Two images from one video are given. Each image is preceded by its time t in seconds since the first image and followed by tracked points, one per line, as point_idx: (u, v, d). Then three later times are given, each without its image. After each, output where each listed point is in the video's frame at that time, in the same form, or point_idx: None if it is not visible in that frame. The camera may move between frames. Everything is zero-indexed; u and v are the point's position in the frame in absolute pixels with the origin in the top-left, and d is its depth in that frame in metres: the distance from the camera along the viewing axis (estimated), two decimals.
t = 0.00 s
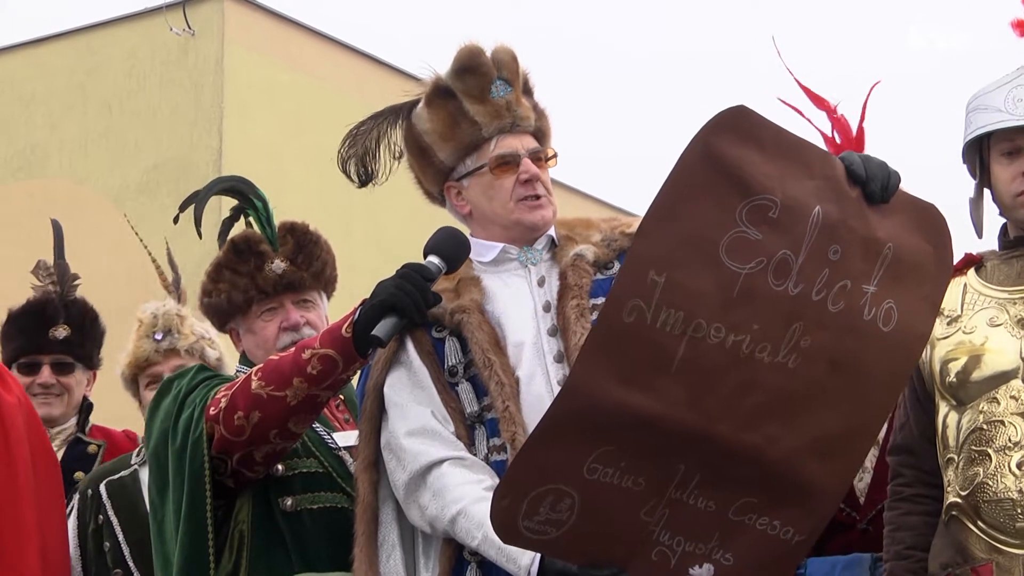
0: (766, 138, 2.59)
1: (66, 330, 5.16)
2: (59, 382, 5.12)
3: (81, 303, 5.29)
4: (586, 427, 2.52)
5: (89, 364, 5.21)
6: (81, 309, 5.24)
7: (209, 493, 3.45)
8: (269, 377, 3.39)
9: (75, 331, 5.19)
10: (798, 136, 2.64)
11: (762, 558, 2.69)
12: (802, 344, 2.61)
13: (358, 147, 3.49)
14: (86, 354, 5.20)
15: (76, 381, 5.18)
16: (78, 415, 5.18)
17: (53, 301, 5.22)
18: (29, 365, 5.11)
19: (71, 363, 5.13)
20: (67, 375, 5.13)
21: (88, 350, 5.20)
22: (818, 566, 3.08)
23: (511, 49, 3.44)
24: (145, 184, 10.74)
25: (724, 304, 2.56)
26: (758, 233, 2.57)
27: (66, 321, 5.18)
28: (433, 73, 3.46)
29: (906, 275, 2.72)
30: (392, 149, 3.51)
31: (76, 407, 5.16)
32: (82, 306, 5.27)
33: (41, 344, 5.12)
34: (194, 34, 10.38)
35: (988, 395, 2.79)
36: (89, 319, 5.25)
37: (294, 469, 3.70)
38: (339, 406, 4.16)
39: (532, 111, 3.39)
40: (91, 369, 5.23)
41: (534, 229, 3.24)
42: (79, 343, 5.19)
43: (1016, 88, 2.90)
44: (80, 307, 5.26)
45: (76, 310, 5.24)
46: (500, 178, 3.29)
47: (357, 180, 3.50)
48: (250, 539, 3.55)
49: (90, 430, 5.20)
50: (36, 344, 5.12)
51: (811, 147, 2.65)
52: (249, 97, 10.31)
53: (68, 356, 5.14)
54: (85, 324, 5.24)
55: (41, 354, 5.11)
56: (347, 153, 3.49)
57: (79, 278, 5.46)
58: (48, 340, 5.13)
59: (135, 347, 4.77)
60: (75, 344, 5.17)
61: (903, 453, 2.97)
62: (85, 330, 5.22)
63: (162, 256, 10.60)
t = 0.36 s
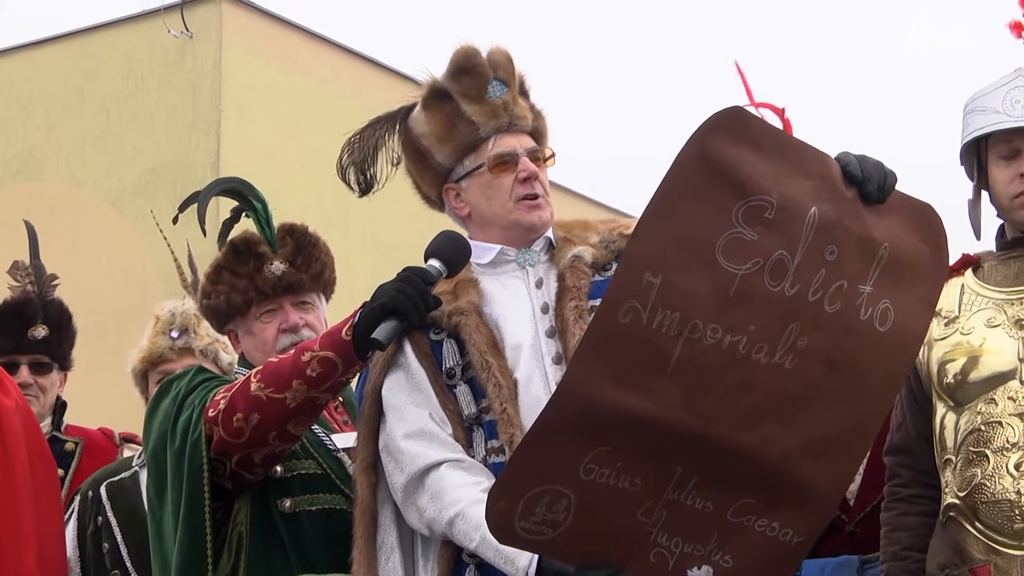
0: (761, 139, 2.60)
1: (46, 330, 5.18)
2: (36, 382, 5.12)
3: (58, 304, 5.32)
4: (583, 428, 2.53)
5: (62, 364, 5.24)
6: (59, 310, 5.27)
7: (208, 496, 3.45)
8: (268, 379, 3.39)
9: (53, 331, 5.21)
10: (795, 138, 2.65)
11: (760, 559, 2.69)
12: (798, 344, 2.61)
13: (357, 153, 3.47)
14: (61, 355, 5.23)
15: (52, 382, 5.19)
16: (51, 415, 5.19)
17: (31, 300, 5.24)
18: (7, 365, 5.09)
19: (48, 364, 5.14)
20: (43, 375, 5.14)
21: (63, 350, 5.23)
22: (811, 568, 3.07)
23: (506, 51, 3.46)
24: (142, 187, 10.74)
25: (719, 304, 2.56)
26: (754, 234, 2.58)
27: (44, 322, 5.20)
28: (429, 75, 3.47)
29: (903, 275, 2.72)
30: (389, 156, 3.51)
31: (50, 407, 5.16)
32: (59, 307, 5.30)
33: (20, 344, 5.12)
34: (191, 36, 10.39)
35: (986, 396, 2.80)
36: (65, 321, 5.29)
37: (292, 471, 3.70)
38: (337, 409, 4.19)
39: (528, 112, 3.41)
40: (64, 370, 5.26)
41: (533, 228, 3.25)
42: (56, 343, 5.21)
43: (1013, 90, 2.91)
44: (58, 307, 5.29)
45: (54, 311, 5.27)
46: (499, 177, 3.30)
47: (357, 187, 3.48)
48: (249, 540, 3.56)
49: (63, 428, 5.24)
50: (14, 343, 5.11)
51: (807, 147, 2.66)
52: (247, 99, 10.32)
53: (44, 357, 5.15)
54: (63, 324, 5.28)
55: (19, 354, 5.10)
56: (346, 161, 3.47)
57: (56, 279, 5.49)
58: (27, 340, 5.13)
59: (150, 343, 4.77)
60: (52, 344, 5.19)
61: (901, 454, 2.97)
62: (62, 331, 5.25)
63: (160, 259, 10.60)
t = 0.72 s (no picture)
0: (748, 132, 2.61)
1: (70, 338, 5.23)
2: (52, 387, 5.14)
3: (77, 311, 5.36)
4: (574, 425, 2.53)
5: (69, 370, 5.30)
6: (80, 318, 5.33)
7: (204, 500, 3.45)
8: (264, 382, 3.39)
9: (73, 339, 5.27)
10: (783, 132, 2.65)
11: (754, 554, 2.68)
12: (788, 337, 2.61)
13: (350, 172, 3.50)
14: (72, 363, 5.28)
15: (60, 389, 5.20)
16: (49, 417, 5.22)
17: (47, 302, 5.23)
18: (30, 365, 5.05)
19: (66, 369, 5.16)
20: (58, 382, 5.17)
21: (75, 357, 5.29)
22: (803, 571, 3.09)
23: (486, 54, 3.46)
24: (138, 189, 10.73)
25: (708, 299, 2.57)
26: (743, 228, 2.58)
27: (70, 329, 5.24)
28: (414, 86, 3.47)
29: (894, 267, 2.72)
30: (388, 172, 3.56)
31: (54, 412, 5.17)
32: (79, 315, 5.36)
33: (46, 347, 5.13)
34: (188, 38, 10.40)
35: (982, 397, 2.80)
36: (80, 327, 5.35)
37: (288, 474, 3.70)
38: (334, 410, 4.19)
39: (512, 111, 3.41)
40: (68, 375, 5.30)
41: (523, 226, 3.24)
42: (72, 350, 5.26)
43: (1010, 91, 2.91)
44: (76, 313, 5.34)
45: (77, 319, 5.32)
46: (486, 176, 3.30)
47: (351, 208, 3.51)
48: (246, 543, 3.56)
49: (57, 432, 5.31)
50: (43, 346, 5.11)
51: (796, 139, 2.66)
52: (244, 102, 10.32)
53: (62, 363, 5.17)
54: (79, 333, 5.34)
55: (44, 356, 5.09)
56: (340, 179, 3.50)
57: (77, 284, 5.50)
58: (52, 344, 5.14)
59: (155, 340, 4.75)
60: (70, 351, 5.24)
61: (894, 453, 2.97)
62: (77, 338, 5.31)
63: (155, 261, 10.58)
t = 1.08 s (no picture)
0: (741, 133, 2.61)
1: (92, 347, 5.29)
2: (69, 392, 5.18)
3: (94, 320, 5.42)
4: (570, 427, 2.53)
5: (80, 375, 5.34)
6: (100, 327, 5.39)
7: (202, 502, 3.45)
8: (262, 383, 3.39)
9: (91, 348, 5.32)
10: (777, 133, 2.65)
11: (750, 554, 2.69)
12: (784, 338, 2.61)
13: (349, 155, 3.48)
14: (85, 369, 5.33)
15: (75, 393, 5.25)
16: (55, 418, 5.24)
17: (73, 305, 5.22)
18: (59, 369, 5.05)
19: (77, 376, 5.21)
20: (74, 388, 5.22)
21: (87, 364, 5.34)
22: (803, 572, 3.09)
23: (492, 54, 3.44)
24: (136, 190, 10.73)
25: (704, 301, 2.57)
26: (737, 229, 2.58)
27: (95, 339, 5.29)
28: (415, 80, 3.47)
29: (889, 267, 2.72)
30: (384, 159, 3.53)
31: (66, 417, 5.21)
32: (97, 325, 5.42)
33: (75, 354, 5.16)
34: (185, 39, 10.40)
35: (980, 399, 2.80)
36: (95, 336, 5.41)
37: (286, 475, 3.69)
38: (332, 412, 4.18)
39: (514, 116, 3.39)
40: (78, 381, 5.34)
41: (516, 234, 3.25)
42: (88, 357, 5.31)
43: (1007, 92, 2.91)
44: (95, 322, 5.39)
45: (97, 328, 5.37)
46: (482, 184, 3.30)
47: (348, 189, 3.49)
48: (244, 544, 3.56)
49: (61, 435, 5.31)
50: (76, 353, 5.14)
51: (790, 140, 2.66)
52: (242, 103, 10.32)
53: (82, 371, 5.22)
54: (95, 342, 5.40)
55: (72, 361, 5.10)
56: (338, 161, 3.49)
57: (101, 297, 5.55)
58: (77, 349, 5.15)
59: (153, 342, 4.75)
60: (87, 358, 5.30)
61: (892, 455, 2.98)
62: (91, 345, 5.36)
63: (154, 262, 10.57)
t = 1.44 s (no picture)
0: (739, 131, 2.61)
1: (87, 337, 5.25)
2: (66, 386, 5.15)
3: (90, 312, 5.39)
4: (568, 425, 2.54)
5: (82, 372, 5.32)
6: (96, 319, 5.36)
7: (202, 500, 3.45)
8: (262, 381, 3.39)
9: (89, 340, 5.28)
10: (775, 131, 2.65)
11: (748, 551, 2.69)
12: (782, 336, 2.61)
13: (347, 157, 3.46)
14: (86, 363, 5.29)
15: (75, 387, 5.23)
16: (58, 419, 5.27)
17: (62, 299, 5.25)
18: (48, 361, 5.05)
19: (78, 370, 5.19)
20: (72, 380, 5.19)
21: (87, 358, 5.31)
22: (804, 569, 3.07)
23: (488, 49, 3.44)
24: (133, 189, 10.72)
25: (701, 298, 2.57)
26: (735, 226, 2.58)
27: (88, 329, 5.26)
28: (412, 77, 3.47)
29: (887, 265, 2.72)
30: (381, 159, 3.52)
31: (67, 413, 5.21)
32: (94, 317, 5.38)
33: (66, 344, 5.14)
34: (182, 38, 10.39)
35: (977, 396, 2.80)
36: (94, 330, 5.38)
37: (285, 473, 3.69)
38: (331, 410, 4.18)
39: (511, 110, 3.40)
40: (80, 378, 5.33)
41: (516, 227, 3.24)
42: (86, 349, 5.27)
43: (1003, 89, 2.91)
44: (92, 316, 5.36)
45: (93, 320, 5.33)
46: (481, 178, 3.30)
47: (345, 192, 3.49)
48: (243, 543, 3.57)
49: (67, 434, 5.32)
50: (64, 343, 5.12)
51: (788, 138, 2.66)
52: (239, 101, 10.31)
53: (78, 362, 5.19)
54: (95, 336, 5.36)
55: (63, 353, 5.10)
56: (336, 164, 3.47)
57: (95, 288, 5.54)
58: (70, 342, 5.15)
59: (156, 344, 4.76)
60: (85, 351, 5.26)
61: (889, 453, 2.98)
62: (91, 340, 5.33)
63: (151, 260, 10.56)
